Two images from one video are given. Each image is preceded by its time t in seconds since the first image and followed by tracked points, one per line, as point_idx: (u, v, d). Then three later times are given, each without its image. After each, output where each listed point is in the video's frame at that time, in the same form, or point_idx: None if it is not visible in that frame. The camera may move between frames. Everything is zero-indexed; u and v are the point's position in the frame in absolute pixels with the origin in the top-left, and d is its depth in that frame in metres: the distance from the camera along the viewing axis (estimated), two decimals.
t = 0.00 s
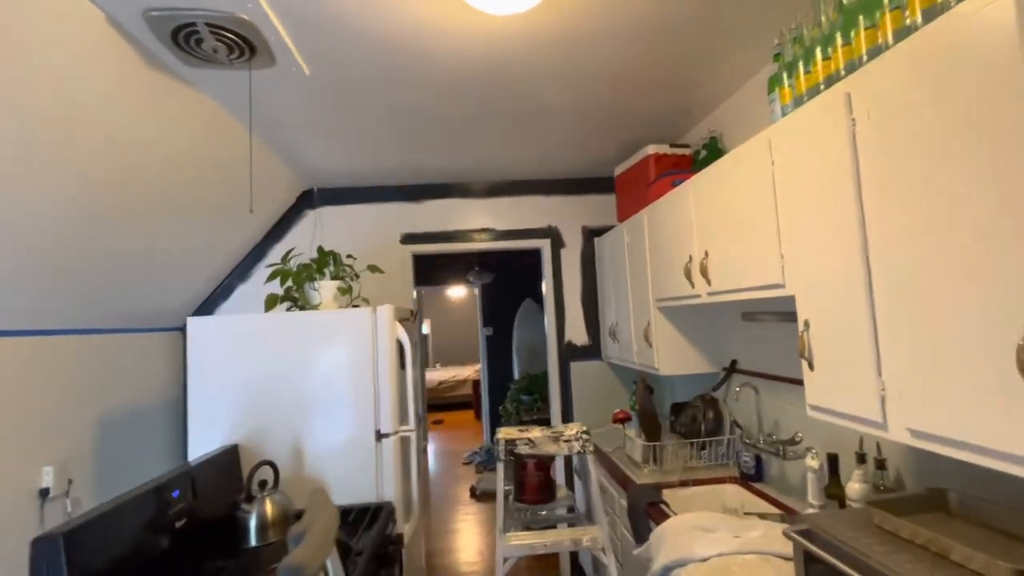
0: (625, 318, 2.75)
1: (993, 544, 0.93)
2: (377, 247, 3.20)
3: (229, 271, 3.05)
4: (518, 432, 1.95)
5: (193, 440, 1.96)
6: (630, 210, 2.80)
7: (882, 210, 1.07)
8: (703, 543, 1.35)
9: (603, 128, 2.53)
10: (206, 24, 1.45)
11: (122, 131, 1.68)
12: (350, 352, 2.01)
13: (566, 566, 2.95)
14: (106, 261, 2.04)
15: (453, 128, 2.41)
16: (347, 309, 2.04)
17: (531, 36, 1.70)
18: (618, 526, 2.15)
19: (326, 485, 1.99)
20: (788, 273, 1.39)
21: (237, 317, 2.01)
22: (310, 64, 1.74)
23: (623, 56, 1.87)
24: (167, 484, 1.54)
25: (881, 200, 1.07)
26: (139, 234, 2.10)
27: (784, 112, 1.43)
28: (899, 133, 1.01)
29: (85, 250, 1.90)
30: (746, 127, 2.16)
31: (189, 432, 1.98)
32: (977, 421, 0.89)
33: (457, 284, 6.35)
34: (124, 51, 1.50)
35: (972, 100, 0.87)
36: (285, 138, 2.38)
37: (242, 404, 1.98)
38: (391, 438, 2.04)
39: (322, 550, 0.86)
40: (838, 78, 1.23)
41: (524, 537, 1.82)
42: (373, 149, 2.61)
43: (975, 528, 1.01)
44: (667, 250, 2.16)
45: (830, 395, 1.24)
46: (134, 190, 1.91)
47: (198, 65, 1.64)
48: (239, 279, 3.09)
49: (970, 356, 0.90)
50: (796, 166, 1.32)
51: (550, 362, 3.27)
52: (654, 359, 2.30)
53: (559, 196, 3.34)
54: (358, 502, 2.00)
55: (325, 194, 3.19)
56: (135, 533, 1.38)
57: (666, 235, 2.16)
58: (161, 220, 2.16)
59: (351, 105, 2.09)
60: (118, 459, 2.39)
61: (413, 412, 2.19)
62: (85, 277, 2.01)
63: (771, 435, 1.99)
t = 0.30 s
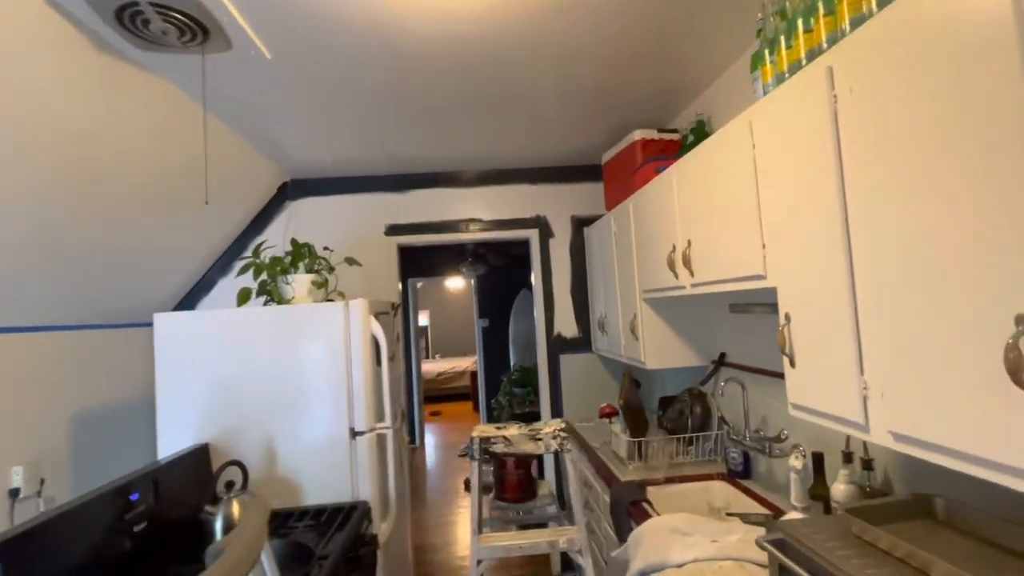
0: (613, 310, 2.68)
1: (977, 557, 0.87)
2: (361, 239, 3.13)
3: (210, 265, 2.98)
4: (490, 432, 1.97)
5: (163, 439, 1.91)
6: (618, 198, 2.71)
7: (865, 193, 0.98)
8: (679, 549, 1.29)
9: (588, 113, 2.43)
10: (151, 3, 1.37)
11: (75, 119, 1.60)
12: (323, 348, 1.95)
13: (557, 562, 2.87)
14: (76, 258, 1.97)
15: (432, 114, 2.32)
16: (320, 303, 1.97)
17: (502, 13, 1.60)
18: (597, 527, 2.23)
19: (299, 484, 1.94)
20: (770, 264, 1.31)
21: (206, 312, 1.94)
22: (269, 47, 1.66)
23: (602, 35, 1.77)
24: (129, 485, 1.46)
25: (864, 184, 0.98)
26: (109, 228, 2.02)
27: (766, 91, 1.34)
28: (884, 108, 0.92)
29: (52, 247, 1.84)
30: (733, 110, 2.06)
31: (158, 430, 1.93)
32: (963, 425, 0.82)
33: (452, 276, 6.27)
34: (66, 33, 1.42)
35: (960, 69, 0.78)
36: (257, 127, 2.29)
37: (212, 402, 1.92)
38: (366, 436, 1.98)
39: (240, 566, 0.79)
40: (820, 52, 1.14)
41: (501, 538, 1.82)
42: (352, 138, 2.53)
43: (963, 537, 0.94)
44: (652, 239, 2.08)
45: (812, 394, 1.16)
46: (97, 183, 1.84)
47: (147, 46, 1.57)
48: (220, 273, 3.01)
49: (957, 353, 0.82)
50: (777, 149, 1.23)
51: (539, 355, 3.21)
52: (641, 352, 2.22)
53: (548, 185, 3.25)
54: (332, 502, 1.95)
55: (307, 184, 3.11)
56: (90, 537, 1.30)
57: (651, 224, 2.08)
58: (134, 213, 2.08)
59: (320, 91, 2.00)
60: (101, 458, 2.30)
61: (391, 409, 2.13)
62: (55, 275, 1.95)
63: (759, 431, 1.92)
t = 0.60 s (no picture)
0: (612, 305, 2.66)
1: (976, 552, 0.86)
2: (359, 233, 3.12)
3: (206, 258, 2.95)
4: (488, 424, 1.97)
5: (158, 432, 1.90)
6: (617, 192, 2.69)
7: (865, 185, 0.97)
8: (675, 543, 1.28)
9: (587, 106, 2.41)
10: None
11: (67, 109, 1.58)
12: (319, 341, 1.94)
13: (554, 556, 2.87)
14: (70, 249, 1.95)
15: (431, 108, 2.30)
16: (316, 296, 1.96)
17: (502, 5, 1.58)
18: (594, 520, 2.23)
19: (295, 478, 1.94)
20: (769, 257, 1.30)
21: (202, 305, 1.93)
22: (265, 37, 1.64)
23: (603, 28, 1.75)
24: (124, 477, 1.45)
25: (865, 175, 0.97)
26: (103, 220, 2.00)
27: (767, 82, 1.33)
28: (887, 98, 0.91)
29: (45, 237, 1.82)
30: (734, 104, 2.04)
31: (153, 423, 1.91)
32: (962, 418, 0.81)
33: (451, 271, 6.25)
34: (59, 21, 1.40)
35: (964, 57, 0.77)
36: (253, 119, 2.27)
37: (208, 395, 1.91)
38: (363, 430, 1.97)
39: (227, 564, 0.76)
40: (822, 41, 1.13)
41: (497, 531, 1.82)
42: (350, 131, 2.51)
43: (962, 532, 0.93)
44: (651, 233, 2.06)
45: (810, 388, 1.15)
46: (91, 174, 1.81)
47: (141, 34, 1.54)
48: (217, 266, 2.99)
49: (956, 346, 0.81)
50: (777, 140, 1.22)
51: (538, 350, 3.20)
52: (640, 347, 2.21)
53: (547, 179, 3.23)
54: (329, 495, 1.95)
55: (305, 177, 3.09)
56: (85, 529, 1.29)
57: (650, 219, 2.06)
58: (129, 205, 2.07)
59: (318, 84, 1.99)
60: (97, 451, 2.29)
61: (387, 402, 2.12)
62: (49, 266, 1.93)
63: (757, 426, 1.92)
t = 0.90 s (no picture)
0: (642, 309, 2.65)
1: None
2: (390, 238, 3.18)
3: (245, 261, 3.06)
4: (518, 427, 1.98)
5: (200, 428, 1.97)
6: (647, 196, 2.68)
7: (909, 186, 0.95)
8: (710, 549, 1.27)
9: (618, 110, 2.41)
10: (196, 7, 1.42)
11: (124, 120, 1.67)
12: (353, 342, 1.99)
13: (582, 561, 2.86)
14: (121, 252, 2.05)
15: (463, 114, 2.34)
16: (351, 298, 2.01)
17: (537, 11, 1.60)
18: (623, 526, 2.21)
19: (330, 476, 1.98)
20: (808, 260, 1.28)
21: (242, 306, 2.00)
22: (306, 48, 1.70)
23: (637, 32, 1.75)
24: (171, 469, 1.51)
25: (910, 176, 0.95)
26: (152, 224, 2.10)
27: (805, 83, 1.31)
28: (932, 98, 0.89)
29: (101, 241, 1.92)
30: (768, 105, 2.01)
31: (196, 419, 1.98)
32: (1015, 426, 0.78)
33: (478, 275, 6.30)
34: (118, 37, 1.48)
35: (1014, 54, 0.75)
36: (291, 127, 2.35)
37: (248, 393, 1.97)
38: (395, 430, 2.01)
39: (278, 553, 0.79)
40: (865, 41, 1.11)
41: (528, 534, 1.82)
42: (383, 137, 2.57)
43: (1015, 545, 0.90)
44: (682, 237, 2.04)
45: (853, 393, 1.13)
46: (142, 181, 1.91)
47: (192, 48, 1.62)
48: (254, 269, 3.09)
49: (1007, 351, 0.79)
50: (817, 142, 1.20)
51: (565, 354, 3.20)
52: (670, 352, 2.19)
53: (575, 183, 3.24)
54: (362, 493, 1.99)
55: (338, 182, 3.17)
56: (135, 518, 1.36)
57: (682, 222, 2.05)
58: (176, 210, 2.17)
59: (354, 92, 2.05)
60: (144, 447, 2.39)
61: (418, 403, 2.16)
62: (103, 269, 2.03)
63: (793, 433, 1.88)
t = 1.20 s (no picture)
0: (688, 316, 2.55)
1: None
2: (434, 242, 3.23)
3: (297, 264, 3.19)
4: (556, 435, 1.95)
5: (251, 424, 2.06)
6: (695, 198, 2.58)
7: (986, 187, 0.85)
8: None
9: (664, 110, 2.34)
10: (248, 23, 1.49)
11: (186, 132, 1.78)
12: (395, 343, 2.02)
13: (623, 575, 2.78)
14: (184, 255, 2.19)
15: (504, 118, 2.34)
16: (393, 302, 2.05)
17: (578, 11, 1.57)
18: (665, 543, 2.13)
19: (371, 475, 2.03)
20: (869, 267, 1.18)
21: (291, 307, 2.07)
22: (352, 58, 1.75)
23: (683, 29, 1.69)
24: (222, 463, 1.59)
25: (987, 175, 0.85)
26: (213, 229, 2.23)
27: (868, 75, 1.21)
28: (1014, 88, 0.79)
29: (165, 245, 2.05)
30: (827, 101, 1.89)
31: (247, 415, 2.07)
32: None
33: (523, 278, 6.30)
34: (180, 54, 1.58)
35: None
36: (339, 135, 2.44)
37: (295, 392, 2.05)
38: (434, 432, 2.04)
39: (307, 553, 0.82)
40: (938, 26, 1.01)
41: (565, 545, 1.78)
42: (428, 143, 2.62)
43: None
44: (732, 241, 1.95)
45: (920, 415, 1.03)
46: (203, 188, 2.02)
47: (246, 63, 1.70)
48: (306, 272, 3.22)
49: None
50: (879, 140, 1.11)
51: (608, 360, 3.13)
52: (718, 362, 2.08)
53: (619, 185, 3.17)
54: (401, 494, 2.03)
55: (385, 188, 3.25)
56: (189, 508, 1.43)
57: (731, 225, 1.95)
58: (233, 216, 2.29)
59: (398, 99, 2.09)
60: (203, 439, 2.54)
61: (457, 407, 2.18)
62: (167, 270, 2.17)
63: (853, 453, 1.74)
